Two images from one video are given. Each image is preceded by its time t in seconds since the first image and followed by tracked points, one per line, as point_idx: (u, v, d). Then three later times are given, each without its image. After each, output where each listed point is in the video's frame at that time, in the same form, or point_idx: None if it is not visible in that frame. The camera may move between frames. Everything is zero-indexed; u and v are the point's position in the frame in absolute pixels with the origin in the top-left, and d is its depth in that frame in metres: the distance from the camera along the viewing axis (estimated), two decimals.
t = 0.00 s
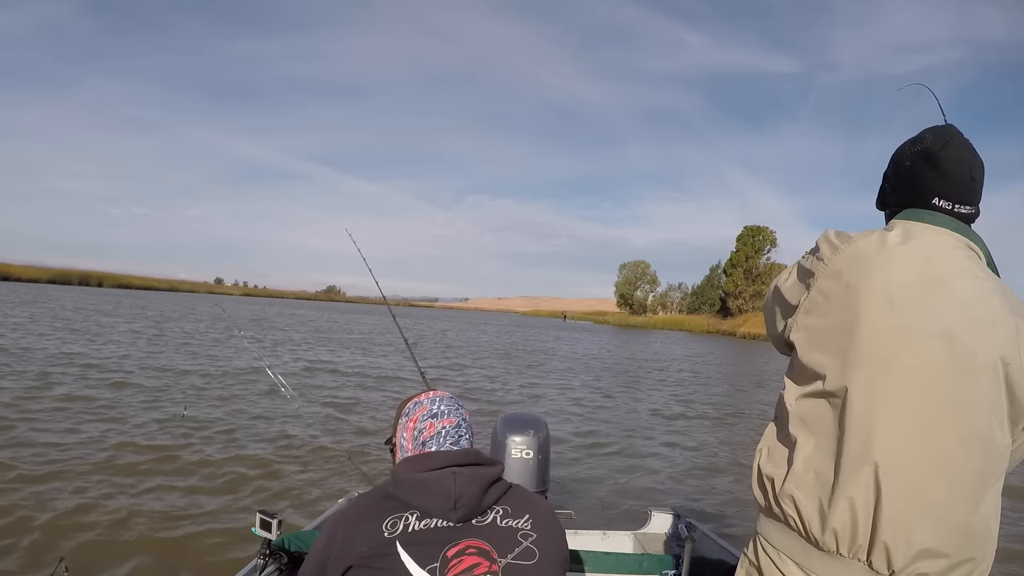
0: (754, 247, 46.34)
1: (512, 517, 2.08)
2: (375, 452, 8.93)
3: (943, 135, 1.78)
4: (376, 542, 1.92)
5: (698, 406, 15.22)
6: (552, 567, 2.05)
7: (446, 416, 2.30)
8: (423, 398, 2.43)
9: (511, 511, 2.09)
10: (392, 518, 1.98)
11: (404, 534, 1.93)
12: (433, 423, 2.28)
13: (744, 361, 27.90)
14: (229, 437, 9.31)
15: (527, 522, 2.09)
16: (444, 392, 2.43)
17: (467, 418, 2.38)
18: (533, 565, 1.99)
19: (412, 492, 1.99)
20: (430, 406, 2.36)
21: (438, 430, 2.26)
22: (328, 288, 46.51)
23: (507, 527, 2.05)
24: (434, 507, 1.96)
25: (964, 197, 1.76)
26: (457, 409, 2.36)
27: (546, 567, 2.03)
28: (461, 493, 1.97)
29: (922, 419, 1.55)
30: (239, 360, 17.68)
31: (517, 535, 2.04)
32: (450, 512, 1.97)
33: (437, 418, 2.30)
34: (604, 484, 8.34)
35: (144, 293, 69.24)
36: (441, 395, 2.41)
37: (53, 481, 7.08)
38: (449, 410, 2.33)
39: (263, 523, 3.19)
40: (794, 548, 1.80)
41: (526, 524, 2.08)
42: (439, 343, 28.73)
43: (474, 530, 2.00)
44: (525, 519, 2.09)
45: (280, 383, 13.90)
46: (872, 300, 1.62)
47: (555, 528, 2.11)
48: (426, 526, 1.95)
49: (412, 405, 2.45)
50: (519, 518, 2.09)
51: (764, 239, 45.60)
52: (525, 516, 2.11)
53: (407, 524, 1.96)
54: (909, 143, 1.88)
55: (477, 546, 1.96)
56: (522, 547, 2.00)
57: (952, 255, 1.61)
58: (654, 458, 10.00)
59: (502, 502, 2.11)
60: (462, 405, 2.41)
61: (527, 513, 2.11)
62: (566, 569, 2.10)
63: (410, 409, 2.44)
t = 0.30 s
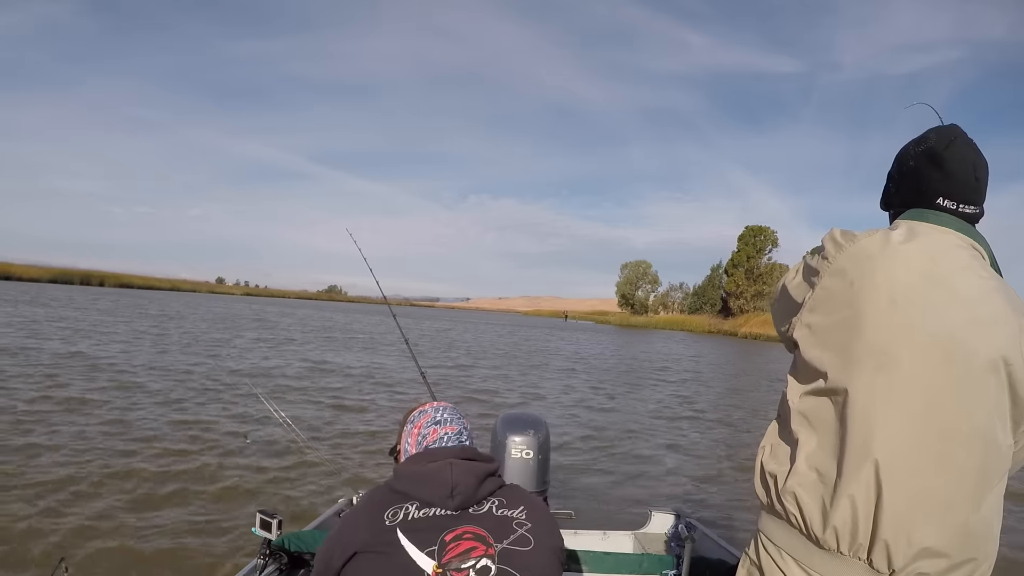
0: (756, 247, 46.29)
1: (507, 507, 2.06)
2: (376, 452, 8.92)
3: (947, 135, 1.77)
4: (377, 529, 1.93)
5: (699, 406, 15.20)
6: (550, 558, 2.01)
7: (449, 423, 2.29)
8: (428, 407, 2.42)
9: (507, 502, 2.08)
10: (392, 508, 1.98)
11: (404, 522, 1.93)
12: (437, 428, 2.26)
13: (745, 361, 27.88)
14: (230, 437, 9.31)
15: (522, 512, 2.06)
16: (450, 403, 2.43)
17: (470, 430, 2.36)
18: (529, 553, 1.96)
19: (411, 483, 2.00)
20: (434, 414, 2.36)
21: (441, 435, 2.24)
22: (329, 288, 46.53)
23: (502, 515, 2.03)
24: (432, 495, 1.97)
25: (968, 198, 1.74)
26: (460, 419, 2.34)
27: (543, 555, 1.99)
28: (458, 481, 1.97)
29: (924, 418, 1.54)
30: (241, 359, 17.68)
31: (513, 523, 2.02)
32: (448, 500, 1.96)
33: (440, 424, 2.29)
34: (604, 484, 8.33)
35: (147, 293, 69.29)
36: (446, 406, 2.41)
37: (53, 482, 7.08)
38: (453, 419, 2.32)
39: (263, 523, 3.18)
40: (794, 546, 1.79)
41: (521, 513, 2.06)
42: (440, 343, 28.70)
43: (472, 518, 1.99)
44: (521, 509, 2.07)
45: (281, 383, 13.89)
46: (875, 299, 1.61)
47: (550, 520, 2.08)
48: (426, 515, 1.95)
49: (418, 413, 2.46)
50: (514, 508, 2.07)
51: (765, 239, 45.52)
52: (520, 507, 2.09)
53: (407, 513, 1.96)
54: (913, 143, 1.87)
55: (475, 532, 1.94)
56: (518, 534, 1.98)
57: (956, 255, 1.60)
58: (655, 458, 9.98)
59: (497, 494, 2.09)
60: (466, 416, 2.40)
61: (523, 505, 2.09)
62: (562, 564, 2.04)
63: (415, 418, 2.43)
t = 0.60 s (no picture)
0: (758, 247, 46.31)
1: (492, 500, 2.05)
2: (376, 451, 8.92)
3: (945, 135, 1.76)
4: (367, 529, 1.94)
5: (700, 406, 15.18)
6: (538, 544, 1.97)
7: (442, 434, 2.29)
8: (424, 418, 2.43)
9: (491, 495, 2.07)
10: (383, 507, 1.99)
11: (393, 518, 1.95)
12: (430, 439, 2.26)
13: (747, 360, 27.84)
14: (230, 436, 9.31)
15: (508, 504, 2.05)
16: (445, 416, 2.44)
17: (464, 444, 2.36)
18: (517, 539, 1.94)
19: (398, 482, 2.01)
20: (430, 425, 2.36)
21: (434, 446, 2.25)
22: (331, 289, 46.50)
23: (488, 507, 2.02)
24: (417, 491, 1.98)
25: (966, 197, 1.74)
26: (455, 431, 2.34)
27: (531, 540, 1.96)
28: (442, 475, 1.98)
29: (923, 416, 1.53)
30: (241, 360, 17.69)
31: (499, 514, 2.00)
32: (433, 494, 1.97)
33: (434, 435, 2.29)
34: (605, 484, 8.32)
35: (148, 294, 69.26)
36: (441, 418, 2.41)
37: (53, 480, 7.08)
38: (447, 431, 2.32)
39: (263, 523, 3.18)
40: (795, 545, 1.79)
41: (507, 505, 2.04)
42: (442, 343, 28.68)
43: (459, 510, 1.98)
44: (505, 501, 2.06)
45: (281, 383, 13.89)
46: (874, 298, 1.61)
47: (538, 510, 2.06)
48: (413, 509, 1.95)
49: (414, 423, 2.46)
50: (499, 501, 2.06)
51: (768, 238, 45.49)
52: (505, 500, 2.07)
53: (396, 510, 1.97)
54: (911, 143, 1.86)
55: (461, 522, 1.94)
56: (503, 522, 1.96)
57: (954, 254, 1.59)
58: (656, 457, 9.96)
59: (483, 488, 2.09)
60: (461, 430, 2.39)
61: (508, 497, 2.08)
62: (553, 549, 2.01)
63: (411, 428, 2.44)
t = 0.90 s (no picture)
0: (759, 247, 46.29)
1: (490, 499, 2.04)
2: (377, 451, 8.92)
3: (951, 135, 1.75)
4: (364, 529, 1.93)
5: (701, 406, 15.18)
6: (534, 542, 1.96)
7: (438, 432, 2.29)
8: (419, 416, 2.43)
9: (489, 495, 2.06)
10: (380, 508, 1.99)
11: (391, 517, 1.94)
12: (426, 438, 2.26)
13: (747, 361, 27.81)
14: (231, 435, 9.31)
15: (505, 503, 2.04)
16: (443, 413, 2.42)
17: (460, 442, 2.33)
18: (513, 540, 1.92)
19: (395, 483, 2.01)
20: (426, 423, 2.34)
21: (429, 444, 2.24)
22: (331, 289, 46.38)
23: (486, 506, 2.01)
24: (415, 490, 1.97)
25: (971, 199, 1.74)
26: (451, 429, 2.33)
27: (528, 539, 1.94)
28: (439, 475, 1.98)
29: (925, 418, 1.53)
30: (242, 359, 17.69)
31: (497, 515, 1.99)
32: (430, 493, 1.96)
33: (430, 433, 2.29)
34: (605, 484, 8.31)
35: (150, 293, 69.29)
36: (436, 415, 2.40)
37: (55, 479, 7.09)
38: (443, 429, 2.31)
39: (263, 523, 3.17)
40: (793, 546, 1.78)
41: (505, 504, 2.03)
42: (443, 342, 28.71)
43: (456, 510, 1.98)
44: (503, 501, 2.05)
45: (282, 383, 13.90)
46: (876, 300, 1.60)
47: (536, 511, 2.05)
48: (411, 509, 1.95)
49: (411, 421, 2.45)
50: (497, 501, 2.05)
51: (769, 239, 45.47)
52: (503, 499, 2.06)
53: (393, 510, 1.96)
54: (917, 143, 1.85)
55: (458, 521, 1.93)
56: (500, 522, 1.95)
57: (958, 255, 1.59)
58: (657, 458, 9.95)
59: (480, 489, 2.08)
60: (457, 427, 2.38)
61: (505, 497, 2.07)
62: (551, 548, 2.00)
63: (406, 427, 2.44)
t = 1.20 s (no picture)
0: (760, 248, 46.30)
1: (506, 508, 2.05)
2: (377, 451, 8.93)
3: (952, 135, 1.75)
4: (374, 529, 1.92)
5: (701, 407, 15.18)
6: (546, 559, 1.97)
7: (451, 421, 2.29)
8: (430, 404, 2.42)
9: (505, 503, 2.06)
10: (391, 506, 1.97)
11: (402, 521, 1.93)
12: (438, 428, 2.26)
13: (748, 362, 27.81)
14: (231, 434, 9.32)
15: (520, 513, 2.05)
16: (455, 401, 2.42)
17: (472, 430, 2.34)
18: (528, 554, 1.93)
19: (409, 482, 1.99)
20: (438, 412, 2.35)
21: (443, 434, 2.25)
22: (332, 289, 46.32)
23: (501, 516, 2.01)
24: (430, 494, 1.96)
25: (972, 199, 1.73)
26: (463, 417, 2.34)
27: (541, 556, 1.96)
28: (457, 480, 1.96)
29: (922, 419, 1.52)
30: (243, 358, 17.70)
31: (512, 526, 2.00)
32: (447, 499, 1.95)
33: (443, 423, 2.29)
34: (605, 484, 8.31)
35: (151, 292, 69.35)
36: (448, 403, 2.40)
37: (55, 478, 7.10)
38: (456, 418, 2.32)
39: (263, 523, 3.17)
40: (791, 546, 1.78)
41: (520, 514, 2.04)
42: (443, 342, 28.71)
43: (470, 518, 1.98)
44: (518, 510, 2.06)
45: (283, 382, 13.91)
46: (875, 300, 1.60)
47: (549, 522, 2.06)
48: (425, 514, 1.94)
49: (421, 410, 2.46)
50: (512, 509, 2.06)
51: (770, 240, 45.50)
52: (518, 508, 2.07)
53: (405, 513, 1.95)
54: (919, 142, 1.85)
55: (473, 532, 1.94)
56: (516, 535, 1.96)
57: (958, 255, 1.58)
58: (657, 458, 9.95)
59: (496, 495, 2.08)
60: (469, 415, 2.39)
61: (520, 506, 2.07)
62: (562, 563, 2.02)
63: (418, 415, 2.44)
